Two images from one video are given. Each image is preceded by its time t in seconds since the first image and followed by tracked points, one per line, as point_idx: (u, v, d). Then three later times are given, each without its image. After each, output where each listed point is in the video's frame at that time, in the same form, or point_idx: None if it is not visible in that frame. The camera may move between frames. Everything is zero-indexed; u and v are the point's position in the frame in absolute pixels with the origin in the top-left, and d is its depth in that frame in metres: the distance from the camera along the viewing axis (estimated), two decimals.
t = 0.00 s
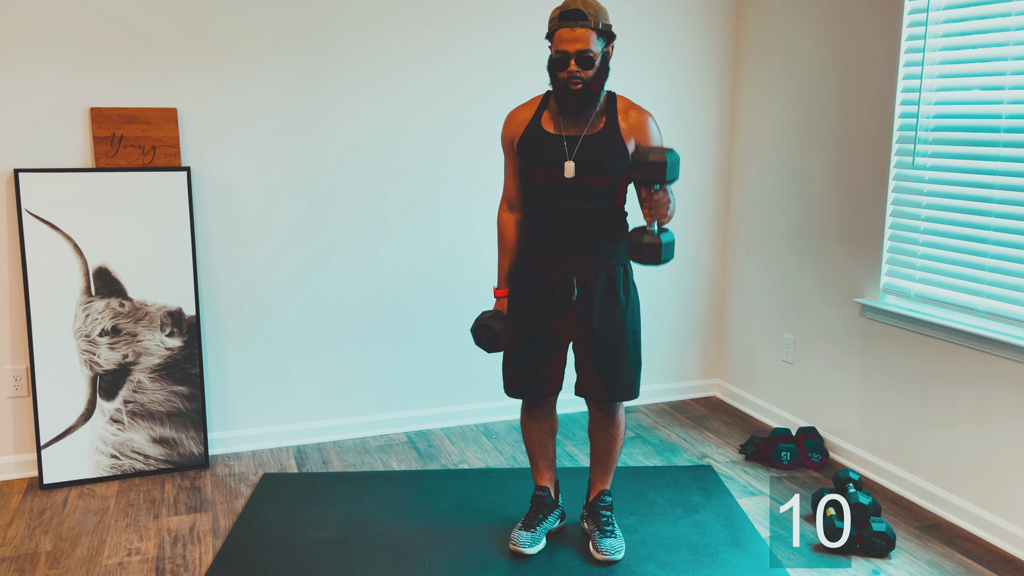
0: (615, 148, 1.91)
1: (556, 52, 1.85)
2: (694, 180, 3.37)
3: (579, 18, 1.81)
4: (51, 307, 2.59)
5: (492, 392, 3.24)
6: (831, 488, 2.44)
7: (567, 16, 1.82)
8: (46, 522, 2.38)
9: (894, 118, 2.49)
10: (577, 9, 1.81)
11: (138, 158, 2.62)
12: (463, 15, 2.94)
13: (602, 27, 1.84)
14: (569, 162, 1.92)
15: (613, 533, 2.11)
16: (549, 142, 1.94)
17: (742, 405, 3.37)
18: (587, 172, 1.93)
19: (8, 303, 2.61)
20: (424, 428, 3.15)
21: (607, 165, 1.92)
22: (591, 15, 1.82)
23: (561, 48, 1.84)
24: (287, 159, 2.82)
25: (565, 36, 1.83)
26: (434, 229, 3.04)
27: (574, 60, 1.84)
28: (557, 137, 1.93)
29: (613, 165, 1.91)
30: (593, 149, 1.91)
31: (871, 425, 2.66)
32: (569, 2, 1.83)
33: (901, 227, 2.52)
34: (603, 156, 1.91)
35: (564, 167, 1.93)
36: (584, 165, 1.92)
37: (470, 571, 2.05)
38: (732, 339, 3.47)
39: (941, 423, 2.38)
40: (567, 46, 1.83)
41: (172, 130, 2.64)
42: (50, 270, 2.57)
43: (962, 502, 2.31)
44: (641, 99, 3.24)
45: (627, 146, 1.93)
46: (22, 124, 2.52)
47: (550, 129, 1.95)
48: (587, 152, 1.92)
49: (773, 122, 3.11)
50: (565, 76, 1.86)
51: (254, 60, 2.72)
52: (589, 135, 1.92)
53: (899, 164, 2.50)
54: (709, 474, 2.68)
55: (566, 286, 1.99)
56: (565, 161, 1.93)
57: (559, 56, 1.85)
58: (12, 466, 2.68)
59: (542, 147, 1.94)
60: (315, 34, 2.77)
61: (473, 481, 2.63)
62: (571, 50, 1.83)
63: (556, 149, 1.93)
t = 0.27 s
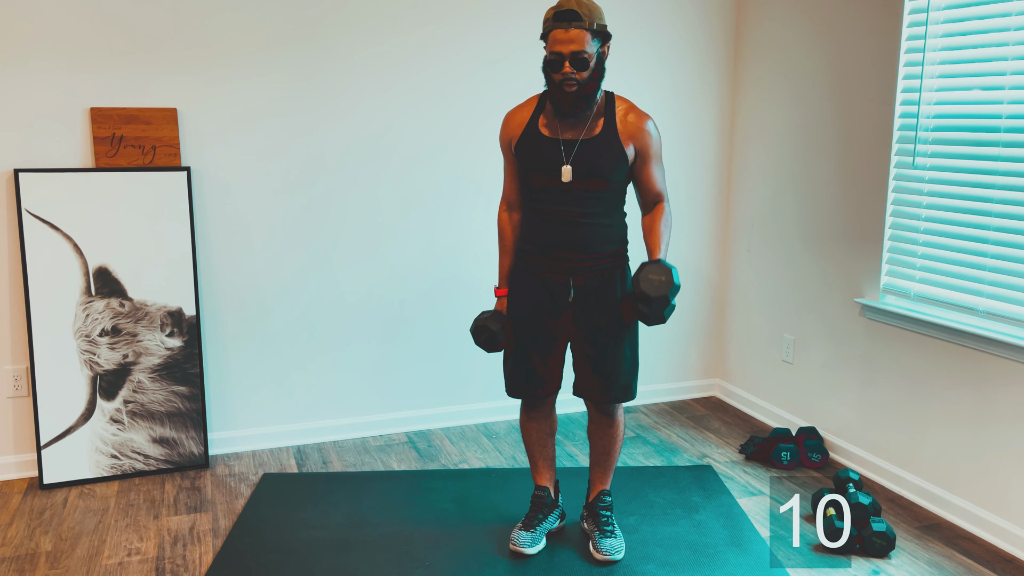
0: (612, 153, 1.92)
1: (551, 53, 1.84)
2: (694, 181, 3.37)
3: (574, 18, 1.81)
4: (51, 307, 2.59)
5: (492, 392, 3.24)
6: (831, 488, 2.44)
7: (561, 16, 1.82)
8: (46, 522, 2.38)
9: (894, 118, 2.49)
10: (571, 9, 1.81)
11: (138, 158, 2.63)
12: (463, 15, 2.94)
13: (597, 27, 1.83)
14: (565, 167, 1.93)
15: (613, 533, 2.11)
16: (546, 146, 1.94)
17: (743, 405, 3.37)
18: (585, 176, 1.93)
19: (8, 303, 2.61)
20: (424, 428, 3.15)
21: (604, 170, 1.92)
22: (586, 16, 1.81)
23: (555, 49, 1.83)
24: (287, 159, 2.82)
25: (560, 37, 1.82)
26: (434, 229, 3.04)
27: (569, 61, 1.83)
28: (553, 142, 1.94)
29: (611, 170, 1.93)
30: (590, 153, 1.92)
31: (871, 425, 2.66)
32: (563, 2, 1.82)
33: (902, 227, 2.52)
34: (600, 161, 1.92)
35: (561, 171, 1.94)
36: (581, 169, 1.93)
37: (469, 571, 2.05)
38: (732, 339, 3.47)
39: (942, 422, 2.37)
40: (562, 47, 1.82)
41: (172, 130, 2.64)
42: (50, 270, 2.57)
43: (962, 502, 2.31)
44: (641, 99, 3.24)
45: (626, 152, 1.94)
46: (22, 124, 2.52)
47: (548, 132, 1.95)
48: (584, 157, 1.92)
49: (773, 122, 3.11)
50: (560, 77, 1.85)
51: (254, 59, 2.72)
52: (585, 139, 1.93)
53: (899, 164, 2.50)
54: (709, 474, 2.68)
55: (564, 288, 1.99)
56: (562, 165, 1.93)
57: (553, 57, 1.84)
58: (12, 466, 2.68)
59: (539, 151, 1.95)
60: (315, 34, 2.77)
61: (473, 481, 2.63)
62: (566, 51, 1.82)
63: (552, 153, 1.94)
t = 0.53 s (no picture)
0: (610, 154, 1.92)
1: (548, 51, 1.84)
2: (693, 181, 3.37)
3: (571, 16, 1.82)
4: (51, 307, 2.59)
5: (492, 392, 3.24)
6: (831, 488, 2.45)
7: (559, 14, 1.82)
8: (46, 522, 2.38)
9: (894, 118, 2.49)
10: (569, 7, 1.81)
11: (138, 158, 2.62)
12: (463, 14, 2.93)
13: (595, 26, 1.83)
14: (564, 168, 1.93)
15: (613, 533, 2.11)
16: (543, 148, 1.94)
17: (742, 405, 3.37)
18: (583, 178, 1.93)
19: (8, 303, 2.61)
20: (424, 428, 3.15)
21: (602, 171, 1.92)
22: (583, 14, 1.81)
23: (552, 47, 1.83)
24: (287, 158, 2.82)
25: (557, 35, 1.82)
26: (434, 229, 3.04)
27: (566, 59, 1.83)
28: (551, 144, 1.94)
29: (609, 171, 1.93)
30: (588, 155, 1.91)
31: (871, 425, 2.66)
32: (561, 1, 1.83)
33: (902, 227, 2.52)
34: (598, 163, 1.92)
35: (559, 173, 1.93)
36: (578, 170, 1.92)
37: (470, 571, 2.05)
38: (732, 339, 3.47)
39: (941, 422, 2.38)
40: (559, 45, 1.82)
41: (172, 130, 2.64)
42: (50, 270, 2.57)
43: (962, 502, 2.31)
44: (641, 99, 3.24)
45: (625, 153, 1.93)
46: (22, 124, 2.52)
47: (543, 133, 1.95)
48: (581, 158, 1.92)
49: (773, 122, 3.11)
50: (557, 76, 1.85)
51: (254, 59, 2.72)
52: (583, 141, 1.92)
53: (899, 164, 2.50)
54: (709, 474, 2.68)
55: (563, 289, 1.99)
56: (560, 167, 1.93)
57: (550, 55, 1.84)
58: (12, 466, 2.68)
59: (537, 153, 1.95)
60: (315, 33, 2.77)
61: (473, 481, 2.63)
62: (562, 48, 1.82)
63: (550, 155, 1.93)
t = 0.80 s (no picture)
0: (610, 155, 1.92)
1: (549, 49, 1.84)
2: (694, 181, 3.37)
3: (573, 14, 1.82)
4: (51, 307, 2.59)
5: (492, 392, 3.24)
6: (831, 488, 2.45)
7: (561, 12, 1.82)
8: (46, 522, 2.38)
9: (894, 118, 2.49)
10: (571, 5, 1.82)
11: (138, 158, 2.62)
12: (464, 14, 2.94)
13: (596, 25, 1.84)
14: (563, 167, 1.92)
15: (613, 533, 2.11)
16: (542, 148, 1.94)
17: (742, 405, 3.37)
18: (582, 178, 1.93)
19: (8, 303, 2.61)
20: (424, 428, 3.15)
21: (601, 172, 1.92)
22: (585, 13, 1.82)
23: (554, 45, 1.83)
24: (287, 158, 2.82)
25: (558, 32, 1.82)
26: (434, 228, 3.04)
27: (566, 56, 1.82)
28: (549, 144, 1.93)
29: (608, 171, 1.93)
30: (587, 154, 1.91)
31: (871, 425, 2.66)
32: None
33: (902, 227, 2.52)
34: (598, 163, 1.92)
35: (559, 172, 1.93)
36: (578, 170, 1.92)
37: (470, 571, 2.05)
38: (731, 339, 3.47)
39: (942, 422, 2.38)
40: (560, 42, 1.82)
41: (172, 130, 2.64)
42: (50, 270, 2.57)
43: (962, 502, 2.31)
44: (641, 99, 3.24)
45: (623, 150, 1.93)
46: (22, 124, 2.52)
47: (541, 133, 1.95)
48: (581, 158, 1.92)
49: (773, 122, 3.11)
50: (557, 73, 1.84)
51: (255, 59, 2.72)
52: (582, 141, 1.92)
53: (899, 164, 2.50)
54: (709, 474, 2.68)
55: (563, 290, 1.99)
56: (559, 167, 1.93)
57: (551, 52, 1.84)
58: (12, 466, 2.68)
59: (536, 153, 1.95)
60: (315, 33, 2.77)
61: (473, 481, 2.63)
62: (564, 46, 1.82)
63: (549, 155, 1.93)
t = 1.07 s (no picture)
0: (613, 152, 1.92)
1: (552, 43, 1.84)
2: (694, 181, 3.37)
3: (575, 9, 1.82)
4: (51, 307, 2.59)
5: (493, 392, 3.24)
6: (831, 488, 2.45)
7: (564, 8, 1.83)
8: (46, 522, 2.38)
9: (894, 118, 2.49)
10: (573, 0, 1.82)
11: (138, 158, 2.62)
12: (464, 14, 2.94)
13: (598, 21, 1.84)
14: (569, 167, 1.92)
15: (613, 532, 2.11)
16: (544, 146, 1.94)
17: (742, 405, 3.37)
18: (586, 176, 1.93)
19: (8, 303, 2.61)
20: (424, 428, 3.15)
21: (605, 170, 1.92)
22: (588, 8, 1.82)
23: (557, 38, 1.83)
24: (287, 158, 2.82)
25: (561, 26, 1.82)
26: (434, 228, 3.04)
27: (570, 49, 1.82)
28: (554, 143, 1.93)
29: (611, 170, 1.93)
30: (591, 153, 1.91)
31: (871, 425, 2.66)
32: None
33: (902, 227, 2.52)
34: (601, 161, 1.92)
35: (564, 172, 1.93)
36: (583, 169, 1.92)
37: (470, 571, 2.05)
38: (732, 339, 3.47)
39: (942, 422, 2.38)
40: (562, 35, 1.82)
41: (172, 130, 2.64)
42: (50, 270, 2.57)
43: (962, 502, 2.31)
44: (641, 99, 3.24)
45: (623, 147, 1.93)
46: (22, 123, 2.52)
47: (543, 131, 1.94)
48: (585, 157, 1.92)
49: (773, 122, 3.11)
50: (560, 66, 1.84)
51: (255, 59, 2.72)
52: (586, 140, 1.92)
53: (899, 164, 2.50)
54: (709, 474, 2.68)
55: (565, 290, 1.99)
56: (565, 166, 1.92)
57: (554, 46, 1.83)
58: (12, 466, 2.68)
59: (540, 153, 1.94)
60: (316, 33, 2.77)
61: (473, 481, 2.63)
62: (566, 39, 1.82)
63: (554, 155, 1.93)
